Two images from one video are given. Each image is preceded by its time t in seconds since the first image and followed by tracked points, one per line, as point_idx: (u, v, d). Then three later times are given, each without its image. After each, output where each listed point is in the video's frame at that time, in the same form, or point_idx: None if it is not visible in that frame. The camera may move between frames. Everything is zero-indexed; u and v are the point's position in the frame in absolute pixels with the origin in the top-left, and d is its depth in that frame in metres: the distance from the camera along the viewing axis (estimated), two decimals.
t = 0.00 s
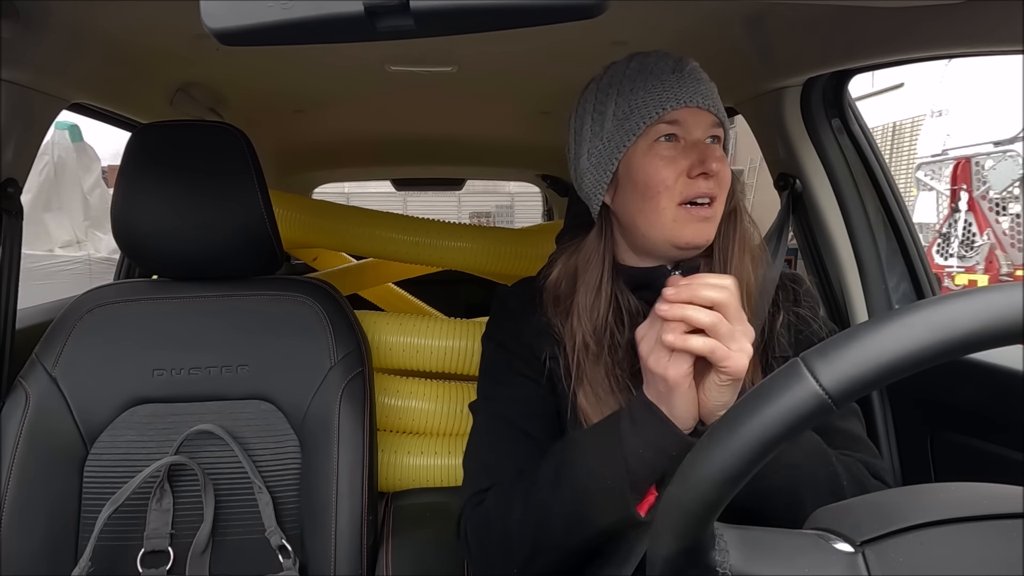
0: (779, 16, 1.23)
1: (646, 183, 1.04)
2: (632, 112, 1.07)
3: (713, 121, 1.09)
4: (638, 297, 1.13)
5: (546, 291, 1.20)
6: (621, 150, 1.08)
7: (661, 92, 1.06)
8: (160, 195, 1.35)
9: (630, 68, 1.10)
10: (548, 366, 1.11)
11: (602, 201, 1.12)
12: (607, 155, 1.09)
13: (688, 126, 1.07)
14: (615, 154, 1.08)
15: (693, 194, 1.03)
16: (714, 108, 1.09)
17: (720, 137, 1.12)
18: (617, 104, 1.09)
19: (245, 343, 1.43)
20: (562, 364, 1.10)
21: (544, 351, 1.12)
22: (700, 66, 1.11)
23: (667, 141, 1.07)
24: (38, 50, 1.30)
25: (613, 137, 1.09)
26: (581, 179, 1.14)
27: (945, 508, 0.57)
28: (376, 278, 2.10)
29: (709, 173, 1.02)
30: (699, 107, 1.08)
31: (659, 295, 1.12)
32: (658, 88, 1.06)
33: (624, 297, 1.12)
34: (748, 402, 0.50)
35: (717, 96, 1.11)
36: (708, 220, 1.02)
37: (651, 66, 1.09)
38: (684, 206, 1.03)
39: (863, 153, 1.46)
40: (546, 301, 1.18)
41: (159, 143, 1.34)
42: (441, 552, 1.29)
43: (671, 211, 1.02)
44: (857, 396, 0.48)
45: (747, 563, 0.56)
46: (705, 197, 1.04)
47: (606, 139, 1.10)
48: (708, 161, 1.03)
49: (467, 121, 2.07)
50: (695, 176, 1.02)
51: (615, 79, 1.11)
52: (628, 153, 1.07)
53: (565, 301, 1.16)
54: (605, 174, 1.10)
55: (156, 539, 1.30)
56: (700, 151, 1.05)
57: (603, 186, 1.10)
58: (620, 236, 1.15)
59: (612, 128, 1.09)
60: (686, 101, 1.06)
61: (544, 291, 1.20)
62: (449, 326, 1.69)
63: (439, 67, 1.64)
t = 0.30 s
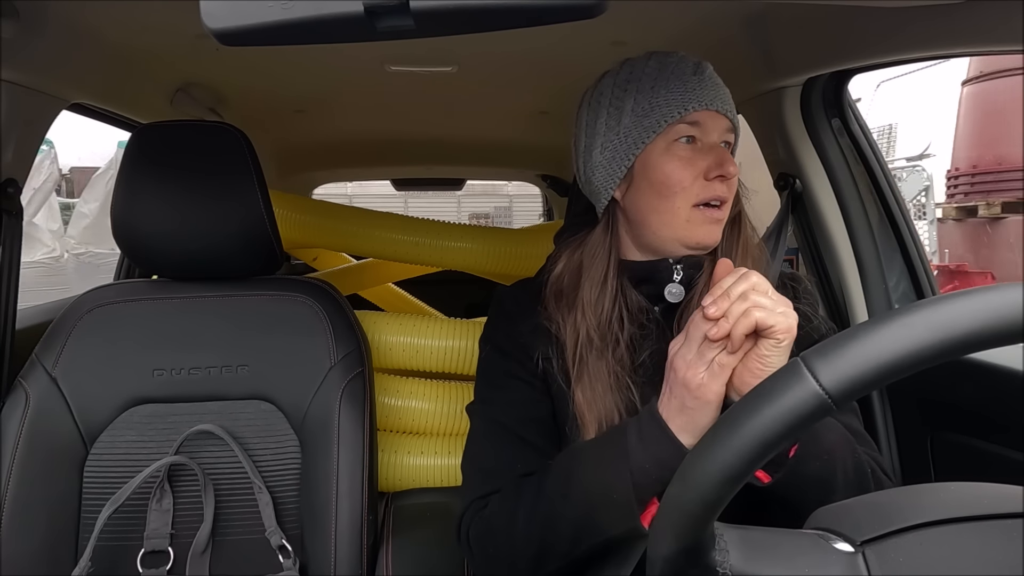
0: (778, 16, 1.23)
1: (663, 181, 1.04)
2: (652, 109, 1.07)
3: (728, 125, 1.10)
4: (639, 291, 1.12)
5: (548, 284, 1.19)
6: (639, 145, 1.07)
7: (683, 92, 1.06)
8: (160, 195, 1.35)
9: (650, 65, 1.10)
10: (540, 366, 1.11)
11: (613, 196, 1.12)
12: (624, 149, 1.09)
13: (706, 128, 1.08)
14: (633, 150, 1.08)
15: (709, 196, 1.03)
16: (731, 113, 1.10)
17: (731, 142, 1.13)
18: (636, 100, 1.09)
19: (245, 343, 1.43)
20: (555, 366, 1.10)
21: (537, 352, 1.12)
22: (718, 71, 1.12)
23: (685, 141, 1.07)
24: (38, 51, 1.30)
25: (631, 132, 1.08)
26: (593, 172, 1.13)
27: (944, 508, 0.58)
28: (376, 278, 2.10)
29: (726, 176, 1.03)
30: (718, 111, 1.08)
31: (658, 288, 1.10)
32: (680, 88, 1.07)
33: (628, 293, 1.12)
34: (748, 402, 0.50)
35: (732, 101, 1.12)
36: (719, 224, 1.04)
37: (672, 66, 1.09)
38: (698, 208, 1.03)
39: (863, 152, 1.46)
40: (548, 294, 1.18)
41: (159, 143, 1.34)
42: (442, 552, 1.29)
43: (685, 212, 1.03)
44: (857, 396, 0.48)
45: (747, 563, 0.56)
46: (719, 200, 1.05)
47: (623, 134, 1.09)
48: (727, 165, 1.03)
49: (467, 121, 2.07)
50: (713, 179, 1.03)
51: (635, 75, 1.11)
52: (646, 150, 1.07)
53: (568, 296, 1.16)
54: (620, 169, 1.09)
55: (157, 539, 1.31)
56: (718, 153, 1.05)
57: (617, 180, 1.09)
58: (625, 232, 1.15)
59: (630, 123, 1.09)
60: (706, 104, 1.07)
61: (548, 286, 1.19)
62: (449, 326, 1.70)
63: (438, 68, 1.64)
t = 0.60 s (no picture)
0: (779, 17, 1.23)
1: (694, 182, 1.02)
2: (687, 108, 1.05)
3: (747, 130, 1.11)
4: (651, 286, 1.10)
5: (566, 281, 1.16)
6: (672, 143, 1.04)
7: (714, 95, 1.06)
8: (160, 195, 1.35)
9: (681, 63, 1.08)
10: (545, 367, 1.12)
11: (636, 193, 1.08)
12: (655, 145, 1.05)
13: (732, 132, 1.07)
14: (665, 147, 1.05)
15: (737, 199, 1.03)
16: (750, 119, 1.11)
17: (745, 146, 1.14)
18: (667, 97, 1.06)
19: (245, 343, 1.43)
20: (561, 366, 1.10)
21: (540, 352, 1.12)
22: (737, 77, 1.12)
23: (713, 143, 1.06)
24: (39, 50, 1.30)
25: (663, 129, 1.05)
26: (618, 167, 1.08)
27: (945, 508, 0.57)
28: (376, 278, 2.09)
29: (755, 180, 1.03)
30: (742, 116, 1.09)
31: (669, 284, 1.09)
32: (712, 91, 1.06)
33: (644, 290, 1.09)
34: (748, 402, 0.50)
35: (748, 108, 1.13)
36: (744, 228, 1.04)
37: (703, 67, 1.08)
38: (726, 210, 1.02)
39: (863, 153, 1.46)
40: (566, 291, 1.16)
41: (160, 142, 1.34)
42: (442, 551, 1.29)
43: (714, 213, 1.02)
44: (857, 397, 0.48)
45: (746, 564, 0.55)
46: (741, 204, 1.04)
47: (654, 129, 1.06)
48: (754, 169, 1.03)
49: (467, 121, 2.07)
50: (743, 181, 1.03)
51: (666, 70, 1.08)
52: (678, 148, 1.05)
53: (585, 294, 1.13)
54: (649, 165, 1.05)
55: (156, 538, 1.31)
56: (745, 157, 1.05)
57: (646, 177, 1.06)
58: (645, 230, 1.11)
59: (662, 119, 1.05)
60: (735, 109, 1.07)
61: (564, 287, 1.16)
62: (449, 326, 1.70)
63: (438, 67, 1.64)
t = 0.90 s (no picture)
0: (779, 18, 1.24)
1: (692, 184, 1.03)
2: (684, 109, 1.04)
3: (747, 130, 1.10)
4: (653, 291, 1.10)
5: (568, 284, 1.16)
6: (671, 145, 1.04)
7: (713, 94, 1.05)
8: (161, 194, 1.35)
9: (678, 63, 1.07)
10: (546, 371, 1.12)
11: (634, 196, 1.08)
12: (653, 148, 1.05)
13: (732, 132, 1.07)
14: (664, 150, 1.05)
15: (735, 200, 1.03)
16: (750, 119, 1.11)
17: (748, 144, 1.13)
18: (666, 98, 1.06)
19: (245, 342, 1.43)
20: (562, 371, 1.10)
21: (542, 357, 1.12)
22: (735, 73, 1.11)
23: (712, 144, 1.06)
24: (39, 49, 1.30)
25: (660, 130, 1.05)
26: (617, 170, 1.08)
27: (945, 509, 0.57)
28: (376, 278, 2.09)
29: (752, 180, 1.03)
30: (742, 116, 1.09)
31: (672, 290, 1.09)
32: (710, 90, 1.06)
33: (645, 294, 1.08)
34: (748, 403, 0.50)
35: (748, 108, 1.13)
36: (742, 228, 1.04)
37: (701, 66, 1.07)
38: (724, 211, 1.03)
39: (863, 154, 1.46)
40: (568, 294, 1.16)
41: (160, 142, 1.34)
42: (441, 552, 1.29)
43: (711, 214, 1.03)
44: (857, 398, 0.47)
45: (746, 565, 0.55)
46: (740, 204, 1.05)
47: (651, 131, 1.05)
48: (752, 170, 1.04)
49: (467, 121, 2.07)
50: (740, 182, 1.03)
51: (663, 71, 1.07)
52: (676, 151, 1.05)
53: (586, 296, 1.13)
54: (648, 167, 1.05)
55: (155, 538, 1.31)
56: (744, 157, 1.05)
57: (643, 179, 1.06)
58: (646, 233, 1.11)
59: (660, 120, 1.05)
60: (735, 108, 1.07)
61: (566, 293, 1.16)
62: (449, 326, 1.69)
63: (439, 67, 1.64)
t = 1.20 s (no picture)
0: (780, 16, 1.24)
1: (674, 187, 1.03)
2: (661, 109, 1.04)
3: (738, 122, 1.08)
4: (651, 296, 1.10)
5: (560, 293, 1.18)
6: (649, 148, 1.05)
7: (692, 89, 1.04)
8: (161, 194, 1.35)
9: (655, 63, 1.07)
10: (544, 377, 1.12)
11: (619, 201, 1.10)
12: (631, 152, 1.07)
13: (716, 126, 1.05)
14: (642, 153, 1.06)
15: (721, 199, 1.02)
16: (740, 111, 1.08)
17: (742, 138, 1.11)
18: (641, 99, 1.06)
19: (244, 342, 1.43)
20: (558, 376, 1.11)
21: (540, 362, 1.13)
22: (722, 64, 1.09)
23: (694, 141, 1.05)
24: (40, 49, 1.30)
25: (638, 134, 1.06)
26: (600, 175, 1.11)
27: (946, 508, 0.57)
28: (376, 278, 2.10)
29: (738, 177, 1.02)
30: (728, 108, 1.06)
31: (674, 297, 1.08)
32: (688, 86, 1.05)
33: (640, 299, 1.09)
34: (748, 402, 0.50)
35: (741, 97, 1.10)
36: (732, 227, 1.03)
37: (678, 61, 1.06)
38: (710, 212, 1.02)
39: (863, 153, 1.46)
40: (560, 304, 1.17)
41: (159, 142, 1.34)
42: (441, 553, 1.29)
43: (698, 216, 1.02)
44: (857, 397, 0.48)
45: (746, 564, 0.55)
46: (729, 202, 1.04)
47: (629, 136, 1.07)
48: (737, 165, 1.03)
49: (468, 121, 2.07)
50: (725, 181, 1.02)
51: (641, 72, 1.08)
52: (655, 153, 1.05)
53: (581, 302, 1.14)
54: (627, 172, 1.07)
55: (156, 537, 1.31)
56: (729, 153, 1.04)
57: (625, 184, 1.08)
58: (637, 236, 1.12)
59: (637, 124, 1.06)
60: (715, 101, 1.05)
61: (559, 296, 1.18)
62: (450, 326, 1.69)
63: (439, 67, 1.64)
